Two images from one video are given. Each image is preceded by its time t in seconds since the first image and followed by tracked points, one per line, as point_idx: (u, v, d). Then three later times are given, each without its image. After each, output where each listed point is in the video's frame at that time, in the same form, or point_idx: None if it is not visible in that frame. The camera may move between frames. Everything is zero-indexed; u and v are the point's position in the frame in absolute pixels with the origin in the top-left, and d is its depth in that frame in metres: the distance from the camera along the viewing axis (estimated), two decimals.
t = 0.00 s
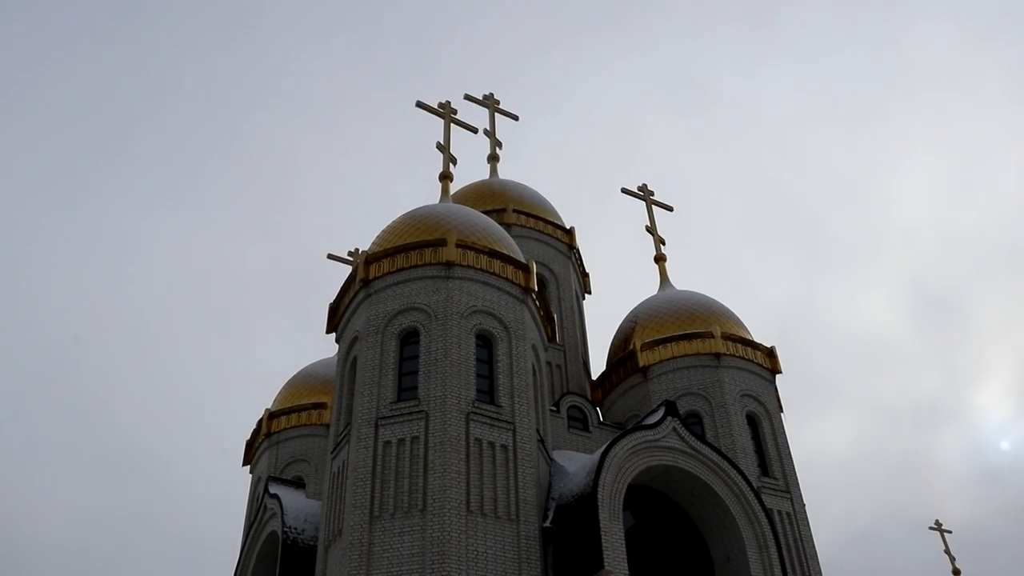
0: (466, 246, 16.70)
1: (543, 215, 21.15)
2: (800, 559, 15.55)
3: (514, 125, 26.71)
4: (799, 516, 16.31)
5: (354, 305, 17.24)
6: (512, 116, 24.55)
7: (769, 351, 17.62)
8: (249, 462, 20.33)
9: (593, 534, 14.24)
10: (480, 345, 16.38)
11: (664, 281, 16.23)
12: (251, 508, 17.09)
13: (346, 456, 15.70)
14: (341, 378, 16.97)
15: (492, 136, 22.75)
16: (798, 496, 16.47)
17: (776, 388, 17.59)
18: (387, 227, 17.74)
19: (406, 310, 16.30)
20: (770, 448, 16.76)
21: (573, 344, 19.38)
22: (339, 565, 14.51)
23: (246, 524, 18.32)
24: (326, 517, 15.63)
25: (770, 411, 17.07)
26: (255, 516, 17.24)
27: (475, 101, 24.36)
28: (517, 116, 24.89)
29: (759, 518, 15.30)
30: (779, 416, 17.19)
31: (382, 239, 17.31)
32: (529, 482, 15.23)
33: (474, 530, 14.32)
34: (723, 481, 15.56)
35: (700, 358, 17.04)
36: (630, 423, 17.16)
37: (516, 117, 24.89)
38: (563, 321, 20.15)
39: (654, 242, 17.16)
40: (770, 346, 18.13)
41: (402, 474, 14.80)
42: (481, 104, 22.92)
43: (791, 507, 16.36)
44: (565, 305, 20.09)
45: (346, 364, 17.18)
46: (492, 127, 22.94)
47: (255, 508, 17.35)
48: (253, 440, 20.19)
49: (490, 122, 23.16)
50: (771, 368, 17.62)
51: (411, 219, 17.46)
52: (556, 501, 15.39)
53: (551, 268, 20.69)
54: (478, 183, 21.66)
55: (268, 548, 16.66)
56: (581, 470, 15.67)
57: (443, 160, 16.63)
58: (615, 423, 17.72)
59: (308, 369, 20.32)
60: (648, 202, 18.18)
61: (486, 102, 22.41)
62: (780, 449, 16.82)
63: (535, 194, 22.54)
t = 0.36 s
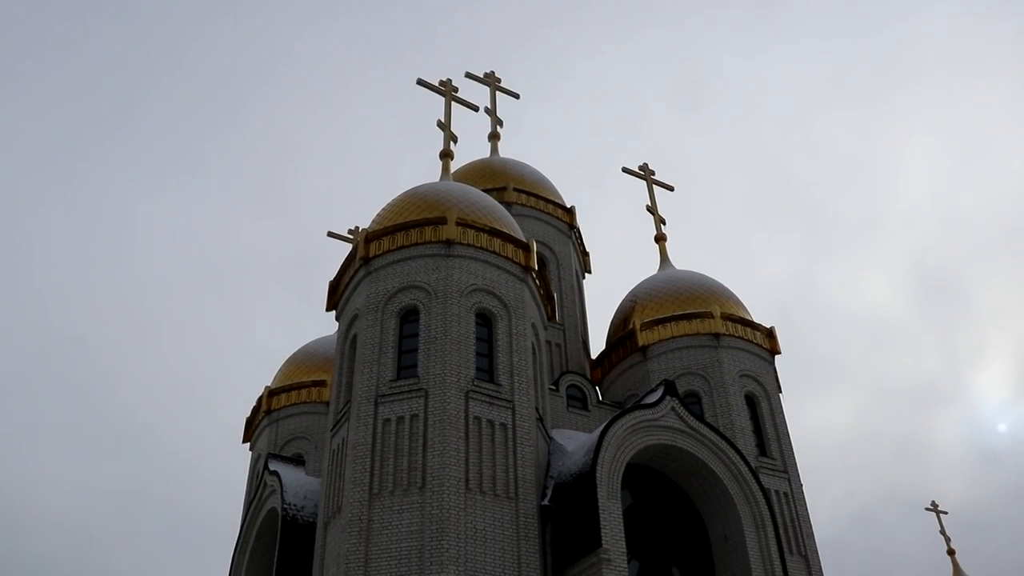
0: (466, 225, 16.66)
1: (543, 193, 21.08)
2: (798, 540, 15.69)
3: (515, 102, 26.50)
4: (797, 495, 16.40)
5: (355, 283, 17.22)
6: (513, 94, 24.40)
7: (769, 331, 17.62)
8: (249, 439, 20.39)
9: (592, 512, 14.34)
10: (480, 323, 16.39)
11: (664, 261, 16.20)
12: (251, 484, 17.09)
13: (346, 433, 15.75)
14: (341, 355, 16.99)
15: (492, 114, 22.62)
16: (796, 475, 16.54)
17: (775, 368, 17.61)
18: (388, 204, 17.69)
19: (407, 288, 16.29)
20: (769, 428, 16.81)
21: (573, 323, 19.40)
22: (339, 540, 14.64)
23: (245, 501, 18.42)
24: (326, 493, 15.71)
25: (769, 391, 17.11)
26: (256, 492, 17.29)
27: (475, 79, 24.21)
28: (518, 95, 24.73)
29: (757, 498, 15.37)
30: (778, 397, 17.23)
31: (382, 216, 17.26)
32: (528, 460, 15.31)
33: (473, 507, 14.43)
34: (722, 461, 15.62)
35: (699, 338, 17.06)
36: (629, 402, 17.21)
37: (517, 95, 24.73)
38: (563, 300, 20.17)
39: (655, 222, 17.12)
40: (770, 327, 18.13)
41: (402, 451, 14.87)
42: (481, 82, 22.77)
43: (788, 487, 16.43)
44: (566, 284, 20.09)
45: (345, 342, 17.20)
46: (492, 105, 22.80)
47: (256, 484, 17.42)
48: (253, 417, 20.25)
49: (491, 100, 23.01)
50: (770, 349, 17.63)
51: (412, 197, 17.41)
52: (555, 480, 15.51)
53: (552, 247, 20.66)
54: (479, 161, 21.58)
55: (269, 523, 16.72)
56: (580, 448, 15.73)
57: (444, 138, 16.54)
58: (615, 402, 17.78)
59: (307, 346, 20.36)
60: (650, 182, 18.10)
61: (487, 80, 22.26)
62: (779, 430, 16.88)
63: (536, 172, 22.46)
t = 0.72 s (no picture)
0: (467, 204, 16.63)
1: (544, 173, 21.03)
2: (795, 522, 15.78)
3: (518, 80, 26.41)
4: (794, 476, 16.45)
5: (355, 262, 17.21)
6: (515, 73, 24.30)
7: (769, 313, 17.63)
8: (249, 417, 20.44)
9: (591, 491, 14.43)
10: (480, 302, 16.39)
11: (665, 241, 16.18)
12: (251, 462, 17.10)
13: (346, 411, 15.80)
14: (340, 334, 17.00)
15: (493, 94, 22.52)
16: (794, 457, 16.59)
17: (775, 350, 17.63)
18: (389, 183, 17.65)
19: (407, 267, 16.28)
20: (767, 409, 16.85)
21: (573, 302, 19.40)
22: (338, 518, 14.74)
23: (245, 479, 18.51)
24: (325, 471, 15.78)
25: (768, 372, 17.14)
26: (256, 470, 17.35)
27: (477, 58, 24.09)
28: (519, 74, 24.62)
29: (755, 478, 15.43)
30: (777, 378, 17.26)
31: (383, 195, 17.23)
32: (528, 439, 15.36)
33: (472, 486, 14.51)
34: (720, 441, 15.66)
35: (699, 318, 17.07)
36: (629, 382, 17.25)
37: (519, 74, 24.62)
38: (563, 280, 20.17)
39: (655, 202, 17.08)
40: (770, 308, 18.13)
41: (401, 430, 14.92)
42: (483, 61, 22.66)
43: (786, 468, 16.49)
44: (566, 264, 20.08)
45: (345, 321, 17.21)
46: (493, 84, 22.70)
47: (256, 462, 17.48)
48: (253, 395, 20.30)
49: (492, 79, 22.91)
50: (769, 330, 17.65)
51: (412, 176, 17.36)
52: (554, 459, 15.56)
53: (552, 227, 20.64)
54: (480, 141, 21.51)
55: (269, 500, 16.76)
56: (579, 427, 15.78)
57: (444, 117, 16.48)
58: (614, 382, 17.82)
59: (307, 325, 20.39)
60: (651, 162, 18.05)
61: (488, 59, 22.13)
62: (777, 411, 16.92)
63: (537, 152, 22.40)
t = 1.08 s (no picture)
0: (469, 181, 16.58)
1: (546, 150, 20.95)
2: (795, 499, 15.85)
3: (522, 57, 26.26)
4: (795, 454, 16.50)
5: (356, 239, 17.18)
6: (518, 50, 24.14)
7: (770, 291, 17.62)
8: (251, 394, 20.51)
9: (592, 468, 14.49)
10: (481, 280, 16.38)
11: (667, 219, 16.14)
12: (253, 439, 17.15)
13: (347, 388, 15.84)
14: (342, 311, 17.01)
15: (496, 70, 22.39)
16: (795, 435, 16.62)
17: (776, 328, 17.63)
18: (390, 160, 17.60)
19: (408, 244, 16.26)
20: (768, 387, 16.88)
21: (574, 280, 19.39)
22: (340, 495, 14.84)
23: (247, 456, 18.61)
24: (327, 448, 15.85)
25: (769, 350, 17.15)
26: (258, 447, 17.40)
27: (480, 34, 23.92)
28: (523, 51, 24.46)
29: (755, 456, 15.49)
30: (777, 356, 17.28)
31: (384, 172, 17.17)
32: (528, 416, 15.40)
33: (473, 462, 14.58)
34: (721, 419, 15.71)
35: (700, 296, 17.06)
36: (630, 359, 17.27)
37: (522, 51, 24.46)
38: (565, 257, 20.16)
39: (658, 179, 17.02)
40: (771, 287, 18.12)
41: (403, 407, 14.97)
42: (485, 38, 22.50)
43: (787, 446, 16.53)
44: (568, 241, 20.06)
45: (346, 298, 17.21)
46: (496, 61, 22.56)
47: (257, 439, 17.52)
48: (254, 373, 20.35)
49: (495, 56, 22.76)
50: (771, 309, 17.65)
51: (414, 153, 17.30)
52: (555, 436, 15.60)
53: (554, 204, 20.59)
54: (483, 117, 21.42)
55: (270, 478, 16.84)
56: (580, 404, 15.82)
57: (447, 94, 16.38)
58: (615, 360, 17.85)
59: (308, 302, 20.42)
60: (654, 139, 17.97)
61: (491, 35, 21.99)
62: (778, 389, 16.94)
63: (540, 129, 22.30)
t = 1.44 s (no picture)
0: (470, 162, 16.55)
1: (547, 131, 20.88)
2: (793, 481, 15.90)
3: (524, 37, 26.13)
4: (794, 436, 16.54)
5: (357, 220, 17.17)
6: (518, 30, 24.01)
7: (771, 274, 17.61)
8: (251, 374, 20.54)
9: (591, 450, 14.53)
10: (482, 261, 16.37)
11: (668, 201, 16.11)
12: (253, 420, 17.18)
13: (347, 369, 15.87)
14: (342, 292, 17.01)
15: (497, 51, 22.28)
16: (794, 417, 16.66)
17: (776, 311, 17.64)
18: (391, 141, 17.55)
19: (408, 225, 16.24)
20: (768, 369, 16.90)
21: (575, 262, 19.38)
22: (340, 475, 14.90)
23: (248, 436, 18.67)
24: (327, 429, 15.88)
25: (770, 333, 17.17)
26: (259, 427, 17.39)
27: (480, 14, 23.78)
28: (523, 31, 24.33)
29: (754, 438, 15.52)
30: (778, 339, 17.29)
31: (385, 153, 17.13)
32: (529, 397, 15.43)
33: (474, 443, 14.63)
34: (721, 401, 15.75)
35: (701, 279, 17.06)
36: (630, 341, 17.29)
37: (522, 31, 24.33)
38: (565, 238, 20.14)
39: (659, 161, 16.98)
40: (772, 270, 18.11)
41: (403, 387, 15.00)
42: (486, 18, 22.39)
43: (786, 428, 16.57)
44: (569, 223, 20.03)
45: (347, 279, 17.22)
46: (497, 42, 22.46)
47: (258, 420, 17.53)
48: (255, 353, 20.38)
49: (495, 36, 22.65)
50: (771, 292, 17.65)
51: (414, 134, 17.25)
52: (555, 417, 15.64)
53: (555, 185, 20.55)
54: (484, 98, 21.34)
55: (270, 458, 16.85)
56: (581, 386, 15.84)
57: (448, 74, 16.31)
58: (615, 341, 17.87)
59: (309, 283, 20.42)
60: (655, 121, 17.91)
61: (492, 15, 21.87)
62: (778, 371, 16.97)
63: (541, 110, 22.22)
